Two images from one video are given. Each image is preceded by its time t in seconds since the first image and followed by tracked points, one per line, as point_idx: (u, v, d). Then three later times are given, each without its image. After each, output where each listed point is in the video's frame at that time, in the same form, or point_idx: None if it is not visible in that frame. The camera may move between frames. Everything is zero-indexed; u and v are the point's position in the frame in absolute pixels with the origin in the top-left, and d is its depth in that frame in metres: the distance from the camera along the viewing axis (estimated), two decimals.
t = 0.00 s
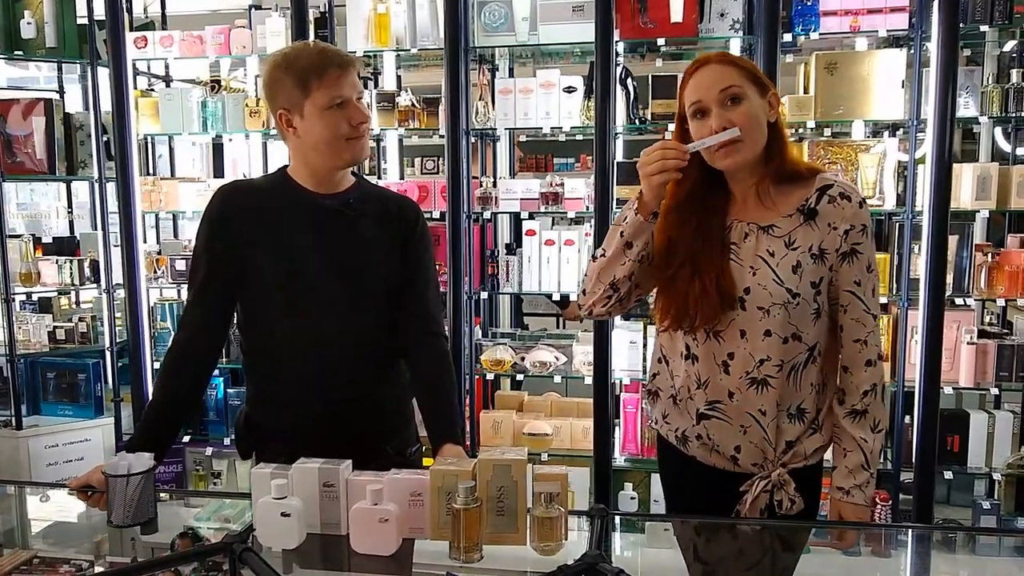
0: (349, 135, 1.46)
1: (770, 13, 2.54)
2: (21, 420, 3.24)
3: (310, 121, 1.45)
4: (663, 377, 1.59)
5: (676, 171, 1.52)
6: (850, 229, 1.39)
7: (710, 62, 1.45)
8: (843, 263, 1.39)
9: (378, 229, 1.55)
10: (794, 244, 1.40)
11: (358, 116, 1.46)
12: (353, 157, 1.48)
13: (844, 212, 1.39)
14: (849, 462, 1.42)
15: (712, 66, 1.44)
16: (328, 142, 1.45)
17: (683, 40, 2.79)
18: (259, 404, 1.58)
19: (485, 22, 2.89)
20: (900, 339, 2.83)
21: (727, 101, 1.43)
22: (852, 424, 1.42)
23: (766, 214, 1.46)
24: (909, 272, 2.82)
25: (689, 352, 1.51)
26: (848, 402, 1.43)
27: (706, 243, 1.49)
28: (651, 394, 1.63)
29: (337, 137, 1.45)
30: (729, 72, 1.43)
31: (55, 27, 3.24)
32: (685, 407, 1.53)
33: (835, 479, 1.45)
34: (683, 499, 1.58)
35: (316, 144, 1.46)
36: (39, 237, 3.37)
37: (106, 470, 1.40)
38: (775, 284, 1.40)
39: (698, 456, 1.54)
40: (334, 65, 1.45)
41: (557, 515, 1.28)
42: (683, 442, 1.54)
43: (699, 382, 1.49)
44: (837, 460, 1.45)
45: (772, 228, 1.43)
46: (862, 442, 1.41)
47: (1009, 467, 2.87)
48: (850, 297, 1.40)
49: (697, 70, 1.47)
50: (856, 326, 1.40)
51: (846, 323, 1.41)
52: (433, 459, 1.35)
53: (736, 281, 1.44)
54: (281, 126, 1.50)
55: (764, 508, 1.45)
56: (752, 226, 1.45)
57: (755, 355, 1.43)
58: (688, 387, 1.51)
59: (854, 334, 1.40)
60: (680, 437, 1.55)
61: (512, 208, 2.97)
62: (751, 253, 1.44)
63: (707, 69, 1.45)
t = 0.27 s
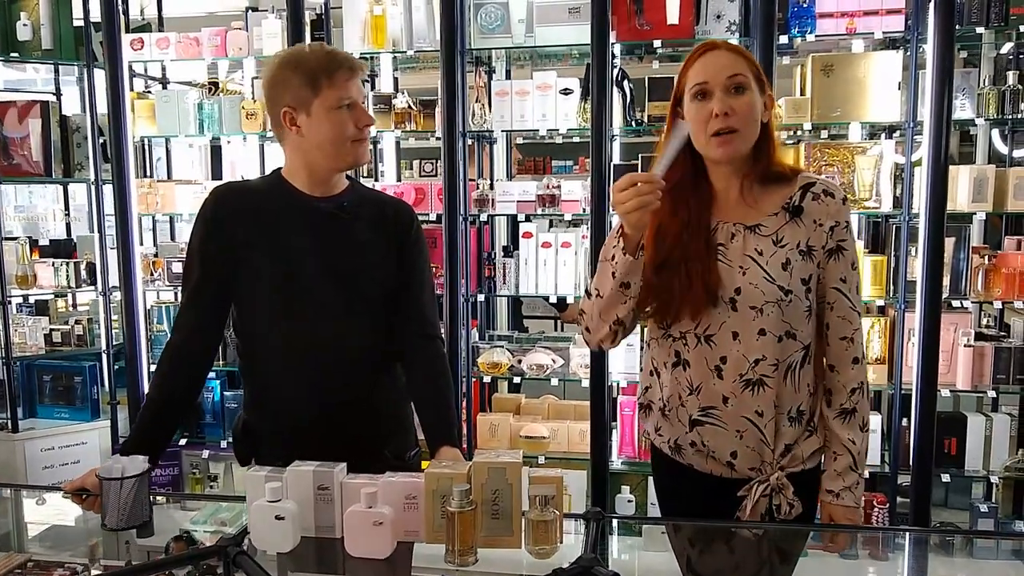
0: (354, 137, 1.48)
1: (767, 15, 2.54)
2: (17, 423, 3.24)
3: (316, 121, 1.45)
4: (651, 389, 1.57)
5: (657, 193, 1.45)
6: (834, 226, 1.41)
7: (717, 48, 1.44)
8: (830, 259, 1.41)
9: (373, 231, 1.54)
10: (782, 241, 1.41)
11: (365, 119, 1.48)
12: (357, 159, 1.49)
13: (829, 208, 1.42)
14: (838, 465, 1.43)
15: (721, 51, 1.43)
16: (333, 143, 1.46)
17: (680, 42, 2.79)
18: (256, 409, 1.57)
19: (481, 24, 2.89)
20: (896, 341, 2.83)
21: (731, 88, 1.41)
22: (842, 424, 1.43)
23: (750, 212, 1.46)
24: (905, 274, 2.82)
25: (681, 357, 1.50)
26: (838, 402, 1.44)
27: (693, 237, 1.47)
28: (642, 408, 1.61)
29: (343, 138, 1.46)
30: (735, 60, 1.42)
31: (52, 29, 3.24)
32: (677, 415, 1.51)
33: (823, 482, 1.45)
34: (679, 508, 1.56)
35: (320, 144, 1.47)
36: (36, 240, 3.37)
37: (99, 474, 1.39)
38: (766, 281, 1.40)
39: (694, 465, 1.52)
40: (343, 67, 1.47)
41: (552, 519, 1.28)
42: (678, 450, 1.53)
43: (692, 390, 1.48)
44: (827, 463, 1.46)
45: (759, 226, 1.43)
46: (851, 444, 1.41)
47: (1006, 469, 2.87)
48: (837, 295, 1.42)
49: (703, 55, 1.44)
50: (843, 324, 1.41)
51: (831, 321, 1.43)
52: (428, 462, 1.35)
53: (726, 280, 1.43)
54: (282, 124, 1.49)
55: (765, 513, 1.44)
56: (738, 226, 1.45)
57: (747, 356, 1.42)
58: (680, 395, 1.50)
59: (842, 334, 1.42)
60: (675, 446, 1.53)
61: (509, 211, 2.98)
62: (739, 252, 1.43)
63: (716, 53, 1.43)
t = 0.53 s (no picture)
0: (359, 136, 1.48)
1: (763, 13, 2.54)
2: (13, 420, 3.23)
3: (325, 116, 1.45)
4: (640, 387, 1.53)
5: (669, 198, 1.37)
6: (819, 219, 1.45)
7: (707, 53, 1.42)
8: (815, 252, 1.45)
9: (368, 227, 1.55)
10: (773, 232, 1.43)
11: (370, 120, 1.49)
12: (358, 159, 1.50)
13: (813, 203, 1.46)
14: (817, 459, 1.46)
15: (710, 58, 1.41)
16: (338, 140, 1.46)
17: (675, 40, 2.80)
18: (251, 406, 1.57)
19: (478, 21, 2.89)
20: (891, 339, 2.84)
21: (712, 99, 1.41)
22: (826, 415, 1.47)
23: (735, 209, 1.47)
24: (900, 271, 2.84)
25: (675, 351, 1.47)
26: (822, 394, 1.47)
27: (681, 226, 1.46)
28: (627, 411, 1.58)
29: (348, 137, 1.47)
30: (721, 70, 1.41)
31: (48, 26, 3.23)
32: (668, 412, 1.49)
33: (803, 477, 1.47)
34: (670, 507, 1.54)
35: (324, 140, 1.46)
36: (32, 237, 3.37)
37: (95, 470, 1.39)
38: (763, 268, 1.41)
39: (686, 462, 1.50)
40: (356, 67, 1.48)
41: (547, 514, 1.28)
42: (670, 449, 1.50)
43: (685, 384, 1.46)
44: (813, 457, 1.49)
45: (750, 219, 1.44)
46: (830, 436, 1.45)
47: (1000, 466, 2.88)
48: (822, 287, 1.45)
49: (695, 56, 1.43)
50: (826, 316, 1.46)
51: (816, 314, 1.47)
52: (423, 458, 1.35)
53: (720, 267, 1.42)
54: (288, 115, 1.48)
55: (757, 505, 1.44)
56: (729, 218, 1.45)
57: (744, 345, 1.41)
58: (673, 390, 1.47)
59: (824, 326, 1.46)
60: (668, 444, 1.50)
61: (506, 208, 2.98)
62: (733, 242, 1.43)
63: (704, 61, 1.41)
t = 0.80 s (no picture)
0: (356, 136, 1.48)
1: (761, 12, 2.54)
2: (12, 420, 3.23)
3: (325, 114, 1.45)
4: (636, 388, 1.54)
5: (664, 213, 1.37)
6: (813, 220, 1.46)
7: (693, 52, 1.43)
8: (810, 253, 1.46)
9: (368, 228, 1.55)
10: (768, 233, 1.43)
11: (370, 119, 1.49)
12: (357, 158, 1.50)
13: (807, 203, 1.46)
14: (818, 461, 1.47)
15: (696, 56, 1.42)
16: (337, 139, 1.46)
17: (674, 40, 2.80)
18: (250, 406, 1.58)
19: (477, 21, 2.89)
20: (889, 338, 2.84)
21: (701, 94, 1.41)
22: (823, 415, 1.47)
23: (729, 208, 1.48)
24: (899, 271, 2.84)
25: (670, 353, 1.48)
26: (819, 394, 1.48)
27: (675, 229, 1.47)
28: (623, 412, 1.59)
29: (347, 136, 1.47)
30: (708, 66, 1.41)
31: (46, 25, 3.23)
32: (664, 413, 1.49)
33: (809, 480, 1.48)
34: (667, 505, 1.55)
35: (324, 139, 1.47)
36: (31, 237, 3.37)
37: (94, 469, 1.40)
38: (757, 270, 1.41)
39: (682, 463, 1.51)
40: (356, 67, 1.48)
41: (545, 513, 1.28)
42: (666, 450, 1.51)
43: (681, 385, 1.47)
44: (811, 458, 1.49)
45: (743, 220, 1.45)
46: (829, 437, 1.47)
47: (998, 465, 2.89)
48: (817, 288, 1.46)
49: (683, 56, 1.44)
50: (822, 317, 1.46)
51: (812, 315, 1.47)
52: (422, 458, 1.36)
53: (714, 269, 1.43)
54: (287, 115, 1.48)
55: (754, 505, 1.44)
56: (723, 220, 1.46)
57: (738, 347, 1.42)
58: (669, 391, 1.48)
59: (819, 326, 1.47)
60: (663, 445, 1.50)
61: (504, 208, 2.98)
62: (727, 244, 1.43)
63: (691, 59, 1.43)
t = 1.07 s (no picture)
0: (342, 135, 1.47)
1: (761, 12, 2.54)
2: (11, 420, 3.24)
3: (307, 116, 1.45)
4: (633, 389, 1.54)
5: (651, 218, 1.35)
6: (806, 218, 1.45)
7: (681, 53, 1.43)
8: (804, 251, 1.45)
9: (366, 228, 1.55)
10: (760, 233, 1.43)
11: (355, 117, 1.47)
12: (345, 157, 1.49)
13: (800, 202, 1.46)
14: (817, 460, 1.47)
15: (684, 57, 1.42)
16: (322, 139, 1.46)
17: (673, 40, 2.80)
18: (249, 406, 1.58)
19: (476, 21, 2.89)
20: (888, 338, 2.85)
21: (690, 95, 1.41)
22: (820, 413, 1.47)
23: (720, 208, 1.48)
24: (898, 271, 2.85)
25: (664, 354, 1.48)
26: (816, 392, 1.48)
27: (666, 231, 1.47)
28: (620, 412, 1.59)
29: (332, 135, 1.46)
30: (696, 67, 1.41)
31: (46, 25, 3.23)
32: (660, 414, 1.50)
33: (808, 479, 1.48)
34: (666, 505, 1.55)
35: (310, 140, 1.47)
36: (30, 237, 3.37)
37: (94, 469, 1.40)
38: (748, 270, 1.41)
39: (678, 463, 1.51)
40: (339, 65, 1.47)
41: (545, 513, 1.29)
42: (662, 450, 1.51)
43: (675, 386, 1.47)
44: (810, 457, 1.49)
45: (735, 220, 1.45)
46: (829, 435, 1.47)
47: (997, 465, 2.89)
48: (812, 286, 1.46)
49: (668, 58, 1.44)
50: (817, 315, 1.46)
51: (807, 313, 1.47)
52: (421, 457, 1.35)
53: (706, 270, 1.43)
54: (276, 118, 1.50)
55: (749, 505, 1.45)
56: (715, 220, 1.46)
57: (731, 347, 1.42)
58: (663, 392, 1.48)
59: (814, 323, 1.46)
60: (659, 445, 1.51)
61: (504, 208, 2.99)
62: (718, 245, 1.44)
63: (679, 60, 1.42)
